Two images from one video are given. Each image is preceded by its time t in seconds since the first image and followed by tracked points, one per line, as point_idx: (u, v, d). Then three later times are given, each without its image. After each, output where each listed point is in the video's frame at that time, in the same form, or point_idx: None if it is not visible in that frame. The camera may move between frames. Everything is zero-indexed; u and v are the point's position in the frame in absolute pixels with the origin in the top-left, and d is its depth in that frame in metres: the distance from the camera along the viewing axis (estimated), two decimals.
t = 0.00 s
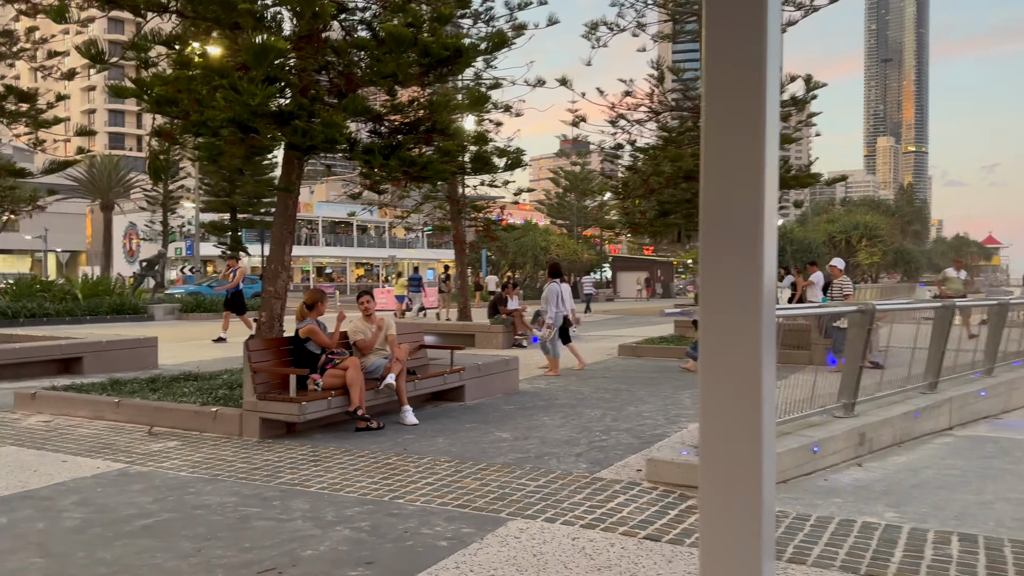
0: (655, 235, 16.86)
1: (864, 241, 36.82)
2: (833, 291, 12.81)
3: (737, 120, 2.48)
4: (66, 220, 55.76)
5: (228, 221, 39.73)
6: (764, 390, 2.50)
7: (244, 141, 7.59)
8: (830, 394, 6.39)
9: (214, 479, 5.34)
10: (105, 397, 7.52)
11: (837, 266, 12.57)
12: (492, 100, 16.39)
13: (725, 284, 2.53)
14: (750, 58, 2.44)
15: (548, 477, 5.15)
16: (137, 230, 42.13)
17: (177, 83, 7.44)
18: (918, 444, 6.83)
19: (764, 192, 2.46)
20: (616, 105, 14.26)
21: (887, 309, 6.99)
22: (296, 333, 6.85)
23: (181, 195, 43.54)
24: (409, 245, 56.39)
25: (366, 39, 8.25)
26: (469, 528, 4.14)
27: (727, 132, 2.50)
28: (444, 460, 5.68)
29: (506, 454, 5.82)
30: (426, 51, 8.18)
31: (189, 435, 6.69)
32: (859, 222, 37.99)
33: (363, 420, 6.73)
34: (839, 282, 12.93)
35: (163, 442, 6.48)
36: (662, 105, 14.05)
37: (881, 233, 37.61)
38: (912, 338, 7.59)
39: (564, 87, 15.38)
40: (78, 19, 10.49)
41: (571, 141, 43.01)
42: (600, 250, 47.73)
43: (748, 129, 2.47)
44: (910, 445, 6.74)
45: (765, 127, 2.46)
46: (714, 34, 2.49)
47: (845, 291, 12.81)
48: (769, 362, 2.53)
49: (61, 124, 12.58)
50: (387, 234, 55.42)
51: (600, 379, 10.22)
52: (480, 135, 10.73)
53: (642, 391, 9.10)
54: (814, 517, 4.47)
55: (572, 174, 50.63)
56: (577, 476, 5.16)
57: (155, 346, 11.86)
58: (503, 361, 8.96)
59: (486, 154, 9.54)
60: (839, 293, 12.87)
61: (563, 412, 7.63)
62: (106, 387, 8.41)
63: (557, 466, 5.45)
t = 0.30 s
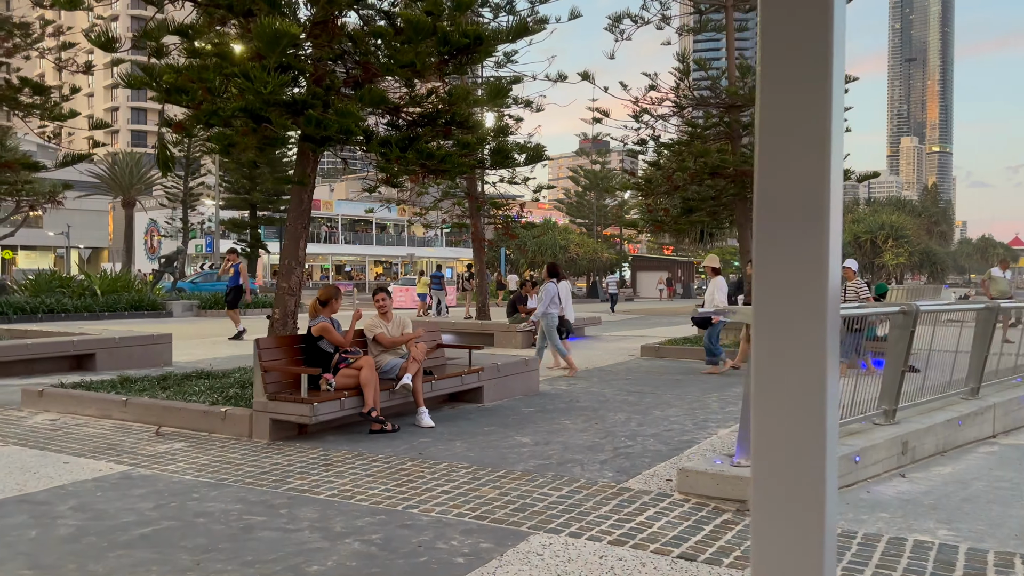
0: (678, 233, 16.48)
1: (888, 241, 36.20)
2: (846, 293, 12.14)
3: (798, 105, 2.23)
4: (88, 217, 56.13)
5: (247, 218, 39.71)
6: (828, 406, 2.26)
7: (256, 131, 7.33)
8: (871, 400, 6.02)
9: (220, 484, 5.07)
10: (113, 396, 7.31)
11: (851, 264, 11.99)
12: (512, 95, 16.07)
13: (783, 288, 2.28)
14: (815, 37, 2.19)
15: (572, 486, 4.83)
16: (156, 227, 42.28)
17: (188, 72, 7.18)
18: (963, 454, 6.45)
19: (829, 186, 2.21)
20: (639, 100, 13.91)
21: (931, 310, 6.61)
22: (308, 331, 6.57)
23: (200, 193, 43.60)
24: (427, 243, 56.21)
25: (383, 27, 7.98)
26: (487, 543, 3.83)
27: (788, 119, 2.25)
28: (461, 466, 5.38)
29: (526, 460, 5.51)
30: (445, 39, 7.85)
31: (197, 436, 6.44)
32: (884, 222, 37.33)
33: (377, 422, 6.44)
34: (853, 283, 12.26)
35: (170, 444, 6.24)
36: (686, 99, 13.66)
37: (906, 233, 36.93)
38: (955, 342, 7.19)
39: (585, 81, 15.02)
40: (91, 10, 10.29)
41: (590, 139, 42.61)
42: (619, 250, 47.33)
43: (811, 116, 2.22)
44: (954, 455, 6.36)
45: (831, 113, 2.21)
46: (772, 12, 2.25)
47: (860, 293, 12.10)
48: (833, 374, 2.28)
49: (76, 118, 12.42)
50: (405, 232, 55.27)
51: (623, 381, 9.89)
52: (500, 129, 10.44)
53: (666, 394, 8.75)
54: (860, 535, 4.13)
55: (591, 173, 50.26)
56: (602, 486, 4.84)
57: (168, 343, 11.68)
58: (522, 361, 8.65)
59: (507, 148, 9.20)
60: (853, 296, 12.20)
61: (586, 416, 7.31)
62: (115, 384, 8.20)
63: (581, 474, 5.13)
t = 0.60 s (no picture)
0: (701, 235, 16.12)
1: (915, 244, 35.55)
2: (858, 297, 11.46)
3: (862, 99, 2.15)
4: (111, 217, 56.59)
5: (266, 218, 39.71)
6: (895, 420, 2.19)
7: (268, 129, 7.11)
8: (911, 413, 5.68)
9: (223, 498, 4.83)
10: (121, 401, 7.11)
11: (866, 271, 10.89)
12: (532, 94, 15.78)
13: (845, 290, 2.21)
14: (882, 24, 2.10)
15: (594, 505, 4.54)
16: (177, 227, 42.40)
17: (199, 68, 6.98)
18: (1008, 471, 6.08)
19: (897, 196, 2.14)
20: (662, 98, 13.57)
21: (975, 318, 6.26)
22: (319, 336, 6.34)
23: (221, 193, 43.72)
24: (447, 244, 55.98)
25: (399, 21, 7.73)
26: (503, 571, 3.55)
27: (851, 113, 2.17)
28: (477, 481, 5.10)
29: (545, 474, 5.23)
30: (463, 34, 7.58)
31: (205, 445, 6.22)
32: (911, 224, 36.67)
33: (390, 431, 6.17)
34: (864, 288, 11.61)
35: (177, 453, 6.03)
36: (710, 98, 13.30)
37: (934, 235, 36.23)
38: (999, 351, 6.82)
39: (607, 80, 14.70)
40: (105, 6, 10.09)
41: (610, 140, 42.20)
42: (640, 251, 46.88)
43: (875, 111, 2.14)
44: (999, 472, 6.00)
45: (901, 104, 2.12)
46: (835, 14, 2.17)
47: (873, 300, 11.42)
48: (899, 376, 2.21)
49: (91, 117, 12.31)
50: (425, 233, 55.12)
51: (645, 388, 9.58)
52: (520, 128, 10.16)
53: (691, 403, 8.42)
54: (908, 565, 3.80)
55: (612, 174, 49.85)
56: (627, 505, 4.55)
57: (182, 345, 11.50)
58: (542, 367, 8.37)
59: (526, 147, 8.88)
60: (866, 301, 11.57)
61: (608, 426, 7.02)
62: (125, 389, 8.02)
63: (604, 491, 4.84)
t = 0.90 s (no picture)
0: (727, 236, 15.76)
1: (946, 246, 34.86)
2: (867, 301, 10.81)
3: (952, 37, 1.78)
4: (136, 219, 57.10)
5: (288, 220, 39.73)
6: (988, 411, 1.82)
7: (280, 125, 6.86)
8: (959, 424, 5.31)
9: (227, 510, 4.59)
10: (129, 405, 6.92)
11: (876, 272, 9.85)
12: (554, 92, 15.49)
13: (925, 266, 1.84)
14: None
15: (618, 522, 4.24)
16: (200, 230, 42.61)
17: (210, 62, 6.78)
18: None
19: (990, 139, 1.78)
20: (687, 96, 13.25)
21: None
22: (331, 339, 6.10)
23: (244, 195, 43.91)
24: (468, 246, 55.85)
25: (415, 13, 7.47)
26: None
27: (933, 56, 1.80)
28: (494, 493, 4.82)
29: (565, 487, 4.93)
30: (481, 26, 7.32)
31: (213, 452, 5.99)
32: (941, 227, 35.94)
33: (404, 438, 5.90)
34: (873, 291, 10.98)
35: (183, 460, 5.81)
36: (737, 95, 12.95)
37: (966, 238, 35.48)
38: None
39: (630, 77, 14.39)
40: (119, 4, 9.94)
41: (633, 141, 41.82)
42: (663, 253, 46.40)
43: (967, 49, 1.77)
44: None
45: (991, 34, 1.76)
46: None
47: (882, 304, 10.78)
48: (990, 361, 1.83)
49: (109, 117, 12.22)
50: (446, 235, 55.04)
51: (671, 394, 9.25)
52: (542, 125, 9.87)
53: (718, 409, 8.10)
54: None
55: (634, 174, 49.40)
56: (653, 523, 4.24)
57: (199, 348, 11.34)
58: (563, 371, 8.09)
59: (546, 144, 8.57)
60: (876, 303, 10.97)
61: (632, 434, 6.71)
62: (136, 392, 7.84)
63: (629, 506, 4.54)
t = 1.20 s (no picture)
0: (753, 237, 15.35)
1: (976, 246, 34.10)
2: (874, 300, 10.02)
3: None
4: (160, 222, 57.53)
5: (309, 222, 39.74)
6: None
7: (291, 124, 6.62)
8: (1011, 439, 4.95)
9: (229, 529, 4.35)
10: (138, 414, 6.73)
11: (884, 273, 9.97)
12: (576, 91, 15.21)
13: None
14: None
15: (645, 547, 3.93)
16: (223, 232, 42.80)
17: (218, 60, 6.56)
18: None
19: None
20: (712, 93, 12.91)
21: None
22: (341, 346, 5.86)
23: (266, 197, 44.02)
24: (489, 247, 55.51)
25: (431, 8, 7.23)
26: None
27: None
28: (511, 513, 4.53)
29: (587, 506, 4.64)
30: (499, 19, 7.06)
31: (220, 464, 5.78)
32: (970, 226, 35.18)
33: (419, 450, 5.64)
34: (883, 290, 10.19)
35: (190, 472, 5.60)
36: (763, 92, 12.59)
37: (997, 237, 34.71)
38: None
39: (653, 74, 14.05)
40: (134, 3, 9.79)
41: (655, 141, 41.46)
42: (686, 254, 45.92)
43: None
44: None
45: None
46: None
47: (892, 301, 10.03)
48: None
49: (125, 119, 12.10)
50: (467, 236, 54.86)
51: (697, 401, 8.93)
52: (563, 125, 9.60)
53: (747, 419, 7.76)
54: None
55: (657, 175, 48.93)
56: (682, 548, 3.93)
57: (215, 352, 11.19)
58: (585, 379, 7.79)
59: (567, 143, 8.28)
60: (884, 305, 10.21)
61: (658, 445, 6.40)
62: (147, 400, 7.66)
63: (655, 528, 4.23)
